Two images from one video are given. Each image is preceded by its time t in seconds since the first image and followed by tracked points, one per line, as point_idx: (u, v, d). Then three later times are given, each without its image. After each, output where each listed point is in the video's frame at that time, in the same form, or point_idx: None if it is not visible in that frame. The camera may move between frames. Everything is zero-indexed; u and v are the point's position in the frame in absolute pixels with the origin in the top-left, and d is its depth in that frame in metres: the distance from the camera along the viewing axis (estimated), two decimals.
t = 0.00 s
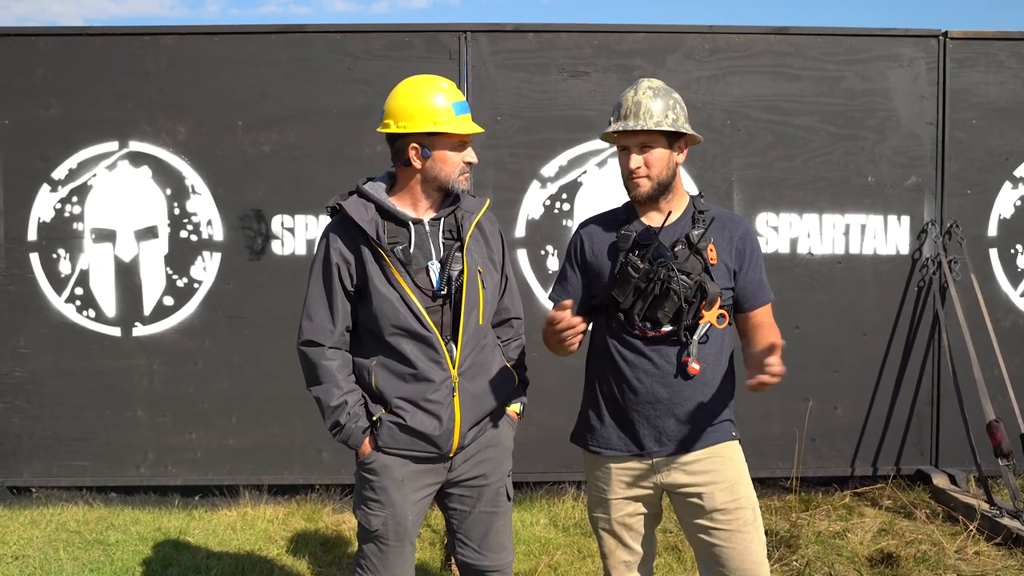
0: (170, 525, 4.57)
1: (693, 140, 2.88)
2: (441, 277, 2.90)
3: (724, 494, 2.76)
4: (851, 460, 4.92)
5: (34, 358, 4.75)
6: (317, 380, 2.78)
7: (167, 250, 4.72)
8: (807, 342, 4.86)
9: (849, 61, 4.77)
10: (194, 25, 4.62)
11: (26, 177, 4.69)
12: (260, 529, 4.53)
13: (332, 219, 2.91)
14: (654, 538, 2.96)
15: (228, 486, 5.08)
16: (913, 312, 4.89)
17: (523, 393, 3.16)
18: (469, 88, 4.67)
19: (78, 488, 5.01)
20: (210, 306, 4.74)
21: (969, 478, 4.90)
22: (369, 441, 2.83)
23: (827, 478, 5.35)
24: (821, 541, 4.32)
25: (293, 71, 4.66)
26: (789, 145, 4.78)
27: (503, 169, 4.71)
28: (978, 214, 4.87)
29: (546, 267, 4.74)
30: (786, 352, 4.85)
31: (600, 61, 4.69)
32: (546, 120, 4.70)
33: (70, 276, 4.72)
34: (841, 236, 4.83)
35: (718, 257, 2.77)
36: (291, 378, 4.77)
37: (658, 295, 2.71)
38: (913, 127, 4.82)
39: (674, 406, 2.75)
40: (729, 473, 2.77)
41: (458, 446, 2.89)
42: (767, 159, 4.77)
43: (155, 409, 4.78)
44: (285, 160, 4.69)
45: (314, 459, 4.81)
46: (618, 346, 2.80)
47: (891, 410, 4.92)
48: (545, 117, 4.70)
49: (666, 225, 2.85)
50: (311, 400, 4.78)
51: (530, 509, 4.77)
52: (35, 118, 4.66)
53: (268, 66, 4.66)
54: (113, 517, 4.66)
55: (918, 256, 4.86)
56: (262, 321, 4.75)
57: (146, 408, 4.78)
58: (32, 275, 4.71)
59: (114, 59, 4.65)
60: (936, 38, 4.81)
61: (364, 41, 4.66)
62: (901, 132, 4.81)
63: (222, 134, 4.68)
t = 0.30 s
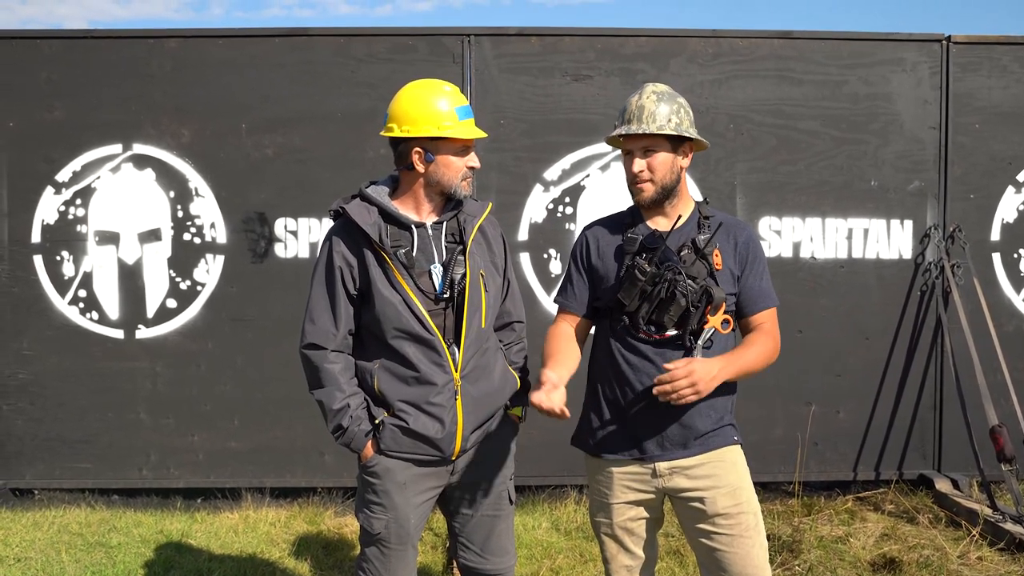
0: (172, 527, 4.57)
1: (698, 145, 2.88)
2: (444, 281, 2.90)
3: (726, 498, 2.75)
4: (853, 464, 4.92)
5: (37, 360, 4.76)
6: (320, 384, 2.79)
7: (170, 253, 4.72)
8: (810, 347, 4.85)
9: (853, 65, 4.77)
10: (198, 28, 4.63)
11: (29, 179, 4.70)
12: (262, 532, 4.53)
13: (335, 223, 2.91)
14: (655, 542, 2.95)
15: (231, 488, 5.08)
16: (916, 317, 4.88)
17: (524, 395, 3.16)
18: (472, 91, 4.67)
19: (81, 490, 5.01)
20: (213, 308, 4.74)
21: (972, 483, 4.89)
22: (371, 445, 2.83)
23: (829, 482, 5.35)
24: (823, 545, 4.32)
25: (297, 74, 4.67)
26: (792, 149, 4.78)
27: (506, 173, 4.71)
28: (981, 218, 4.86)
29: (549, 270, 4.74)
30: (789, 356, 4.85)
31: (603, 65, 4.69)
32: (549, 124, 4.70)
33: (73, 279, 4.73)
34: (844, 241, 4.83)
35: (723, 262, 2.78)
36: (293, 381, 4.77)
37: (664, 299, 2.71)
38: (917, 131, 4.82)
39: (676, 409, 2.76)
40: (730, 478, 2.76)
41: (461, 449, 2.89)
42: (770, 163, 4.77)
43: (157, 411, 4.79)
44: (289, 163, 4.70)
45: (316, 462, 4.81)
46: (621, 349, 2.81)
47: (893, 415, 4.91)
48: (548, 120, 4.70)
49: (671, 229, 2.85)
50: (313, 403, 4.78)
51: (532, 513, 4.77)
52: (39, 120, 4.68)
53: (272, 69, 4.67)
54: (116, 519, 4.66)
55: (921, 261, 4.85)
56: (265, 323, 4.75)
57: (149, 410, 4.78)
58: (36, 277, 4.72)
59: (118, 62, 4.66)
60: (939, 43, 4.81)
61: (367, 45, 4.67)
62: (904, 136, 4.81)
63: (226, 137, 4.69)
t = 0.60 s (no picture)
0: (176, 531, 4.58)
1: (699, 153, 2.89)
2: (447, 286, 2.92)
3: (729, 504, 2.74)
4: (856, 470, 4.91)
5: (41, 364, 4.77)
6: (323, 388, 2.79)
7: (174, 257, 4.73)
8: (813, 352, 4.85)
9: (856, 71, 4.78)
10: (203, 33, 4.64)
11: (34, 184, 4.71)
12: (265, 536, 4.53)
13: (339, 227, 2.93)
14: (658, 548, 2.95)
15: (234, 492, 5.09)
16: (920, 322, 4.88)
17: (527, 401, 3.18)
18: (476, 96, 4.68)
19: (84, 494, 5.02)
20: (217, 312, 4.75)
21: (976, 489, 4.88)
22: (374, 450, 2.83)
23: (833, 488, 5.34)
24: (827, 551, 4.31)
25: (301, 79, 4.68)
26: (795, 154, 4.78)
27: (509, 178, 4.72)
28: (985, 224, 4.86)
29: (552, 275, 4.75)
30: (792, 362, 4.84)
31: (607, 70, 4.70)
32: (553, 129, 4.71)
33: (78, 283, 4.74)
34: (848, 246, 4.82)
35: (722, 267, 2.76)
36: (296, 385, 4.77)
37: (661, 305, 2.70)
38: (920, 137, 4.82)
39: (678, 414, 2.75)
40: (733, 484, 2.75)
41: (464, 454, 2.89)
42: (773, 169, 4.77)
43: (161, 416, 4.79)
44: (292, 168, 4.71)
45: (319, 466, 4.81)
46: (622, 356, 2.81)
47: (897, 421, 4.91)
48: (551, 126, 4.71)
49: (669, 235, 2.85)
50: (316, 408, 4.78)
51: (535, 518, 4.76)
52: (44, 125, 4.69)
53: (276, 74, 4.68)
54: (119, 523, 4.67)
55: (925, 266, 4.85)
56: (269, 328, 4.76)
57: (152, 414, 4.79)
58: (40, 281, 4.73)
59: (123, 67, 4.67)
60: (943, 48, 4.81)
61: (371, 50, 4.68)
62: (907, 141, 4.81)
63: (230, 141, 4.70)
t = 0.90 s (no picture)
0: (177, 531, 4.58)
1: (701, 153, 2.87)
2: (447, 286, 2.91)
3: (731, 503, 2.74)
4: (857, 470, 4.91)
5: (41, 364, 4.77)
6: (324, 388, 2.79)
7: (175, 257, 4.74)
8: (814, 352, 4.85)
9: (857, 71, 4.77)
10: (204, 33, 4.64)
11: (35, 184, 4.71)
12: (266, 536, 4.53)
13: (339, 227, 2.93)
14: (659, 547, 2.94)
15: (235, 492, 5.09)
16: (921, 322, 4.87)
17: (528, 401, 3.17)
18: (477, 96, 4.68)
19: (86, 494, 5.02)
20: (218, 312, 4.75)
21: (977, 489, 4.87)
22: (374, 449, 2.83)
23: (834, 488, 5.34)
24: (828, 551, 4.31)
25: (302, 79, 4.68)
26: (796, 154, 4.78)
27: (511, 178, 4.71)
28: (986, 224, 4.86)
29: (553, 275, 4.74)
30: (793, 362, 4.84)
31: (608, 70, 4.70)
32: (554, 129, 4.71)
33: (79, 283, 4.74)
34: (849, 246, 4.82)
35: (722, 265, 2.75)
36: (298, 385, 4.77)
37: (661, 302, 2.68)
38: (922, 137, 4.81)
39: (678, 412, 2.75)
40: (735, 483, 2.75)
41: (464, 454, 2.89)
42: (775, 168, 4.77)
43: (162, 416, 4.79)
44: (293, 168, 4.71)
45: (320, 466, 4.81)
46: (623, 355, 2.81)
47: (898, 421, 4.90)
48: (552, 126, 4.71)
49: (669, 235, 2.85)
50: (317, 408, 4.78)
51: (536, 517, 4.76)
52: (45, 125, 4.69)
53: (278, 74, 4.68)
54: (120, 523, 4.66)
55: (926, 266, 4.85)
56: (270, 328, 4.76)
57: (153, 414, 4.79)
58: (40, 281, 4.73)
59: (124, 67, 4.67)
60: (945, 48, 4.81)
61: (372, 50, 4.68)
62: (909, 141, 4.81)
63: (231, 141, 4.70)
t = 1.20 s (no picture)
0: (179, 532, 4.58)
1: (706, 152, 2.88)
2: (449, 288, 2.92)
3: (728, 505, 2.74)
4: (859, 471, 4.91)
5: (44, 366, 4.77)
6: (326, 390, 2.79)
7: (177, 259, 4.74)
8: (815, 354, 4.85)
9: (858, 73, 4.78)
10: (206, 35, 4.66)
11: (37, 186, 4.72)
12: (268, 537, 4.53)
13: (341, 229, 2.93)
14: (659, 548, 2.95)
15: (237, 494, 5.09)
16: (922, 324, 4.88)
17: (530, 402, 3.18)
18: (479, 98, 4.69)
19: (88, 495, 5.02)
20: (219, 314, 4.76)
21: (978, 490, 4.88)
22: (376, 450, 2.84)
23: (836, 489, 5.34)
24: (829, 552, 4.31)
25: (304, 81, 4.69)
26: (797, 156, 4.78)
27: (512, 179, 4.72)
28: (987, 225, 4.86)
29: (555, 277, 4.75)
30: (794, 363, 4.85)
31: (609, 72, 4.71)
32: (555, 131, 4.71)
33: (81, 284, 4.75)
34: (850, 247, 4.83)
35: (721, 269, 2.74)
36: (299, 386, 4.78)
37: (655, 304, 2.71)
38: (923, 138, 4.82)
39: (674, 413, 2.76)
40: (734, 484, 2.75)
41: (466, 455, 2.90)
42: (776, 170, 4.78)
43: (164, 417, 4.80)
44: (295, 170, 4.72)
45: (322, 467, 4.82)
46: (620, 356, 2.84)
47: (900, 422, 4.91)
48: (554, 127, 4.71)
49: (676, 237, 2.85)
50: (319, 409, 4.79)
51: (537, 519, 4.77)
52: (48, 127, 4.70)
53: (280, 76, 4.69)
54: (122, 524, 4.67)
55: (927, 268, 4.85)
56: (272, 329, 4.76)
57: (155, 415, 4.80)
58: (42, 283, 4.74)
59: (126, 69, 4.68)
60: (946, 50, 4.81)
61: (374, 52, 4.69)
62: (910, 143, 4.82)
63: (233, 143, 4.71)
